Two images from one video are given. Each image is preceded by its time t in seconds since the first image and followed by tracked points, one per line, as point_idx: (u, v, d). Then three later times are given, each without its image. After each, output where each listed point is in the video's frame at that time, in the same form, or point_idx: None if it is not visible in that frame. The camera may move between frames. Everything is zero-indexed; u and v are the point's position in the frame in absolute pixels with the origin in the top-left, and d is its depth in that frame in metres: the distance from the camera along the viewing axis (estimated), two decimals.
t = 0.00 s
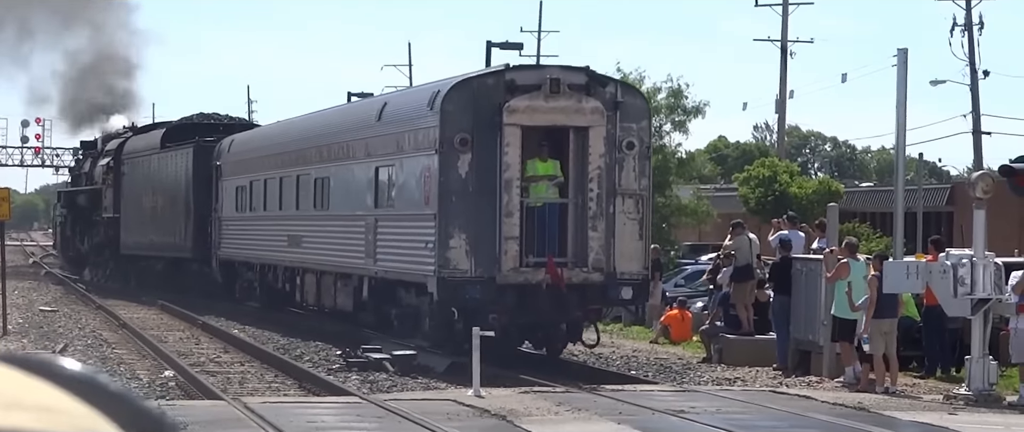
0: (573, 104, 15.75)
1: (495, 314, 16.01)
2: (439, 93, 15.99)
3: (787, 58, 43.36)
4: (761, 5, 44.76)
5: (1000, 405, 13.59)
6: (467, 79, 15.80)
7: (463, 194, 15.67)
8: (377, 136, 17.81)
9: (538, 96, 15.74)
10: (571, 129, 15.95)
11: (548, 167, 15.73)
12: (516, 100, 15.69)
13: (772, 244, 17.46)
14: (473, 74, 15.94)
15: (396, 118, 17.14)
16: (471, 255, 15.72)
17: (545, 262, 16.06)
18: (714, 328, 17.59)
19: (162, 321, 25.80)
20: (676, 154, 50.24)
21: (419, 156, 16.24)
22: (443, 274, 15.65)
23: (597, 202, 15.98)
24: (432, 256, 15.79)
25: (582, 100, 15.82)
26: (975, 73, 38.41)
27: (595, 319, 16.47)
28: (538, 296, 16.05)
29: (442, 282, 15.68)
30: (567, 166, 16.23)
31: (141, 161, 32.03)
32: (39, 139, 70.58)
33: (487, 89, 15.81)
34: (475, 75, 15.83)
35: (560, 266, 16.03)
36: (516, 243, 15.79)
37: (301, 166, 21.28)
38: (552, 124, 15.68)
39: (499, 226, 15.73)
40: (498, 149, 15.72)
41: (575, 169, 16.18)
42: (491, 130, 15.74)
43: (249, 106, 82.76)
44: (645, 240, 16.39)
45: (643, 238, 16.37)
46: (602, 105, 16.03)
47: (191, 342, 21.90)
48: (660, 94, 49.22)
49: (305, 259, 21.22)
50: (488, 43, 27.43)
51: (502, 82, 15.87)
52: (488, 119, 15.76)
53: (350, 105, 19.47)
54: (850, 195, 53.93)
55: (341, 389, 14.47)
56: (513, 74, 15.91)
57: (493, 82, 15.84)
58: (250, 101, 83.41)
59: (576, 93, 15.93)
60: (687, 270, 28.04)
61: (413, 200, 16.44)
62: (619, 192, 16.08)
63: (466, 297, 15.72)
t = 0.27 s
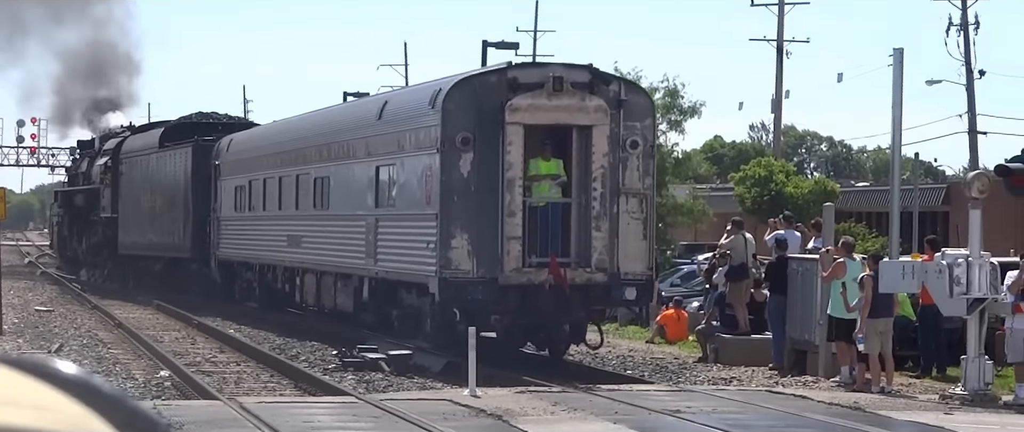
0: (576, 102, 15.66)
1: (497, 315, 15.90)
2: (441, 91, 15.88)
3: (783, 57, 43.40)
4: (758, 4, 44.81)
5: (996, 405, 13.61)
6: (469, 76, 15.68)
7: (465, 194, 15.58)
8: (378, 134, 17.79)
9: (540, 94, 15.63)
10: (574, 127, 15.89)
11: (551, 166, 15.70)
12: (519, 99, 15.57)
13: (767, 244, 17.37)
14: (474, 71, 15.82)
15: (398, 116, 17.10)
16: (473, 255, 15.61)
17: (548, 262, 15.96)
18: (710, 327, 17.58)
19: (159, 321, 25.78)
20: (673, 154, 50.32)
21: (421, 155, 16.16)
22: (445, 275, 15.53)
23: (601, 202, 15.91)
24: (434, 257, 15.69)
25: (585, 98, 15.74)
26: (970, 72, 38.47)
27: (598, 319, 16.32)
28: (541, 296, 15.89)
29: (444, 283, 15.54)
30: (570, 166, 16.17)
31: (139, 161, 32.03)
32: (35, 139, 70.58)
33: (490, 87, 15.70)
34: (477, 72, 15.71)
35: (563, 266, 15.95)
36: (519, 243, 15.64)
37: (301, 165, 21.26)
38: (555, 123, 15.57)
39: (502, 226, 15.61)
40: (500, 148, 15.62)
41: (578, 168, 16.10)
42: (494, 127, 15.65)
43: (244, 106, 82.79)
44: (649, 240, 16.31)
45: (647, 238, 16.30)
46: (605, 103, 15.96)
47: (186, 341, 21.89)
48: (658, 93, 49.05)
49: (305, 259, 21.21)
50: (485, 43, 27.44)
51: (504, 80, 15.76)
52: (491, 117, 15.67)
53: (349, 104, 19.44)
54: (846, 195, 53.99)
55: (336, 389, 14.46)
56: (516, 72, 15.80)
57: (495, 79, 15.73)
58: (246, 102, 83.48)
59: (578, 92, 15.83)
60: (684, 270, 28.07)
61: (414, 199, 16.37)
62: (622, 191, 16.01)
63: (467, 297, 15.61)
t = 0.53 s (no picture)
0: (582, 101, 15.53)
1: (502, 316, 15.80)
2: (445, 89, 15.81)
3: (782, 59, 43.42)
4: (757, 6, 44.84)
5: (993, 406, 13.61)
6: (473, 75, 15.60)
7: (469, 194, 15.55)
8: (381, 134, 17.74)
9: (546, 94, 15.51)
10: (580, 127, 15.73)
11: (556, 166, 15.60)
12: (523, 98, 15.48)
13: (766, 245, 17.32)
14: (480, 70, 15.73)
15: (401, 114, 17.03)
16: (478, 256, 15.56)
17: (553, 263, 15.89)
18: (708, 328, 17.58)
19: (156, 320, 25.79)
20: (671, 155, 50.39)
21: (425, 154, 16.09)
22: (449, 275, 15.51)
23: (606, 202, 15.75)
24: (437, 257, 15.64)
25: (591, 97, 15.59)
26: (969, 74, 38.49)
27: (603, 323, 16.13)
28: (545, 297, 15.75)
29: (448, 283, 15.53)
30: (576, 165, 16.04)
31: (139, 160, 32.02)
32: (33, 138, 70.53)
33: (494, 86, 15.60)
34: (482, 71, 15.60)
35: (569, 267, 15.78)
36: (523, 244, 15.53)
37: (303, 165, 21.21)
38: (560, 122, 15.45)
39: (507, 226, 15.52)
40: (504, 148, 15.55)
41: (584, 167, 15.97)
42: (499, 126, 15.58)
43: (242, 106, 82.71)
44: (656, 241, 16.15)
45: (654, 240, 16.12)
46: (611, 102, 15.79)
47: (183, 341, 21.88)
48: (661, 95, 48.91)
49: (307, 260, 21.18)
50: (483, 43, 27.41)
51: (509, 78, 15.65)
52: (496, 116, 15.60)
53: (352, 104, 19.40)
54: (844, 197, 54.04)
55: (333, 389, 14.45)
56: (521, 71, 15.69)
57: (500, 78, 15.62)
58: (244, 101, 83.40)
59: (584, 91, 15.72)
60: (682, 271, 28.08)
61: (418, 199, 16.31)
62: (628, 191, 15.86)
63: (472, 299, 15.59)
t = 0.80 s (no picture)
0: (583, 101, 15.32)
1: (501, 319, 15.66)
2: (445, 88, 15.65)
3: (775, 60, 43.44)
4: (751, 7, 44.89)
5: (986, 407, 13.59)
6: (473, 74, 15.44)
7: (468, 194, 15.38)
8: (379, 134, 17.61)
9: (547, 93, 15.33)
10: (581, 127, 15.54)
11: (557, 167, 15.40)
12: (524, 97, 15.31)
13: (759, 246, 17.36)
14: (480, 68, 15.58)
15: (400, 114, 16.90)
16: (477, 258, 15.40)
17: (553, 265, 15.73)
18: (700, 329, 17.57)
19: (149, 321, 25.74)
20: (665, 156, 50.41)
21: (424, 154, 15.93)
22: (447, 277, 15.33)
23: (608, 203, 15.60)
24: (436, 259, 15.48)
25: (592, 97, 15.40)
26: (962, 75, 38.53)
27: (604, 323, 16.06)
28: (545, 299, 15.63)
29: (446, 284, 15.36)
30: (577, 165, 15.85)
31: (135, 160, 31.97)
32: (25, 138, 70.38)
33: (494, 85, 15.47)
34: (482, 70, 15.46)
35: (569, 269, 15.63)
36: (523, 245, 15.37)
37: (300, 165, 21.11)
38: (562, 122, 15.25)
39: (507, 228, 15.36)
40: (504, 148, 15.41)
41: (585, 167, 15.78)
42: (499, 126, 15.42)
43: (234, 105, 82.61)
44: (657, 243, 16.05)
45: (655, 241, 16.02)
46: (613, 102, 15.60)
47: (176, 342, 21.84)
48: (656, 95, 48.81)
49: (303, 260, 21.09)
50: (477, 43, 27.36)
51: (510, 78, 15.53)
52: (496, 115, 15.44)
53: (349, 103, 19.30)
54: (837, 198, 54.09)
55: (325, 391, 14.41)
56: (522, 70, 15.56)
57: (500, 77, 15.49)
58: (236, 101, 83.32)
59: (586, 90, 15.54)
60: (676, 272, 28.07)
61: (417, 200, 16.16)
62: (630, 192, 15.76)
63: (472, 301, 15.44)
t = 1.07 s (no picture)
0: (586, 104, 15.36)
1: (503, 324, 15.60)
2: (446, 91, 15.61)
3: (770, 62, 43.42)
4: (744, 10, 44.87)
5: (982, 410, 13.62)
6: (475, 76, 15.41)
7: (470, 198, 15.34)
8: (379, 137, 17.57)
9: (549, 95, 15.34)
10: (585, 129, 15.56)
11: (560, 170, 15.43)
12: (527, 100, 15.28)
13: (754, 249, 17.39)
14: (481, 71, 15.56)
15: (401, 118, 16.85)
16: (479, 262, 15.35)
17: (556, 269, 15.73)
18: (696, 333, 17.61)
19: (145, 326, 25.74)
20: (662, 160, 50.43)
21: (425, 157, 15.89)
22: (450, 281, 15.29)
23: (611, 206, 15.60)
24: (438, 263, 15.43)
25: (596, 99, 15.43)
26: (956, 78, 38.56)
27: (607, 329, 16.00)
28: (548, 304, 15.54)
29: (448, 289, 15.32)
30: (580, 168, 15.84)
31: (133, 164, 31.98)
32: (20, 143, 70.29)
33: (496, 87, 15.45)
34: (484, 72, 15.43)
35: (572, 273, 15.61)
36: (526, 249, 15.31)
37: (300, 169, 21.08)
38: (563, 124, 15.29)
39: (510, 231, 15.32)
40: (506, 151, 15.39)
41: (588, 171, 15.78)
42: (500, 129, 15.41)
43: (230, 110, 82.59)
44: (661, 247, 15.99)
45: (660, 244, 15.97)
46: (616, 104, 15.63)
47: (172, 346, 21.83)
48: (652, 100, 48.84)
49: (303, 265, 21.04)
50: (472, 48, 27.36)
51: (512, 80, 15.51)
52: (498, 118, 15.42)
53: (350, 107, 19.25)
54: (832, 201, 54.15)
55: (322, 395, 14.42)
56: (523, 72, 15.56)
57: (502, 80, 15.48)
58: (232, 105, 83.38)
59: (588, 92, 15.56)
60: (673, 275, 28.11)
61: (418, 204, 16.11)
62: (633, 195, 15.71)
63: (474, 305, 15.41)
